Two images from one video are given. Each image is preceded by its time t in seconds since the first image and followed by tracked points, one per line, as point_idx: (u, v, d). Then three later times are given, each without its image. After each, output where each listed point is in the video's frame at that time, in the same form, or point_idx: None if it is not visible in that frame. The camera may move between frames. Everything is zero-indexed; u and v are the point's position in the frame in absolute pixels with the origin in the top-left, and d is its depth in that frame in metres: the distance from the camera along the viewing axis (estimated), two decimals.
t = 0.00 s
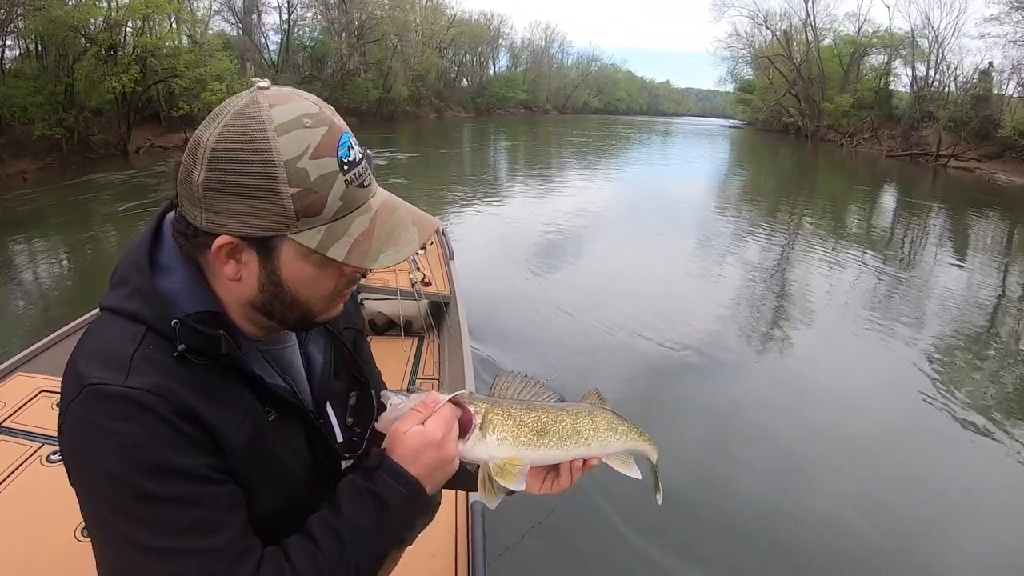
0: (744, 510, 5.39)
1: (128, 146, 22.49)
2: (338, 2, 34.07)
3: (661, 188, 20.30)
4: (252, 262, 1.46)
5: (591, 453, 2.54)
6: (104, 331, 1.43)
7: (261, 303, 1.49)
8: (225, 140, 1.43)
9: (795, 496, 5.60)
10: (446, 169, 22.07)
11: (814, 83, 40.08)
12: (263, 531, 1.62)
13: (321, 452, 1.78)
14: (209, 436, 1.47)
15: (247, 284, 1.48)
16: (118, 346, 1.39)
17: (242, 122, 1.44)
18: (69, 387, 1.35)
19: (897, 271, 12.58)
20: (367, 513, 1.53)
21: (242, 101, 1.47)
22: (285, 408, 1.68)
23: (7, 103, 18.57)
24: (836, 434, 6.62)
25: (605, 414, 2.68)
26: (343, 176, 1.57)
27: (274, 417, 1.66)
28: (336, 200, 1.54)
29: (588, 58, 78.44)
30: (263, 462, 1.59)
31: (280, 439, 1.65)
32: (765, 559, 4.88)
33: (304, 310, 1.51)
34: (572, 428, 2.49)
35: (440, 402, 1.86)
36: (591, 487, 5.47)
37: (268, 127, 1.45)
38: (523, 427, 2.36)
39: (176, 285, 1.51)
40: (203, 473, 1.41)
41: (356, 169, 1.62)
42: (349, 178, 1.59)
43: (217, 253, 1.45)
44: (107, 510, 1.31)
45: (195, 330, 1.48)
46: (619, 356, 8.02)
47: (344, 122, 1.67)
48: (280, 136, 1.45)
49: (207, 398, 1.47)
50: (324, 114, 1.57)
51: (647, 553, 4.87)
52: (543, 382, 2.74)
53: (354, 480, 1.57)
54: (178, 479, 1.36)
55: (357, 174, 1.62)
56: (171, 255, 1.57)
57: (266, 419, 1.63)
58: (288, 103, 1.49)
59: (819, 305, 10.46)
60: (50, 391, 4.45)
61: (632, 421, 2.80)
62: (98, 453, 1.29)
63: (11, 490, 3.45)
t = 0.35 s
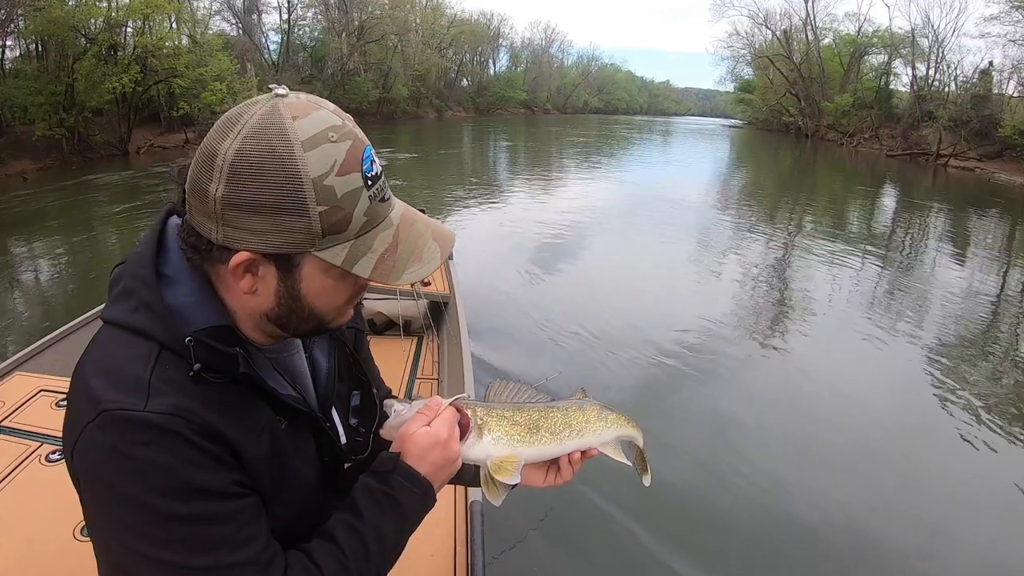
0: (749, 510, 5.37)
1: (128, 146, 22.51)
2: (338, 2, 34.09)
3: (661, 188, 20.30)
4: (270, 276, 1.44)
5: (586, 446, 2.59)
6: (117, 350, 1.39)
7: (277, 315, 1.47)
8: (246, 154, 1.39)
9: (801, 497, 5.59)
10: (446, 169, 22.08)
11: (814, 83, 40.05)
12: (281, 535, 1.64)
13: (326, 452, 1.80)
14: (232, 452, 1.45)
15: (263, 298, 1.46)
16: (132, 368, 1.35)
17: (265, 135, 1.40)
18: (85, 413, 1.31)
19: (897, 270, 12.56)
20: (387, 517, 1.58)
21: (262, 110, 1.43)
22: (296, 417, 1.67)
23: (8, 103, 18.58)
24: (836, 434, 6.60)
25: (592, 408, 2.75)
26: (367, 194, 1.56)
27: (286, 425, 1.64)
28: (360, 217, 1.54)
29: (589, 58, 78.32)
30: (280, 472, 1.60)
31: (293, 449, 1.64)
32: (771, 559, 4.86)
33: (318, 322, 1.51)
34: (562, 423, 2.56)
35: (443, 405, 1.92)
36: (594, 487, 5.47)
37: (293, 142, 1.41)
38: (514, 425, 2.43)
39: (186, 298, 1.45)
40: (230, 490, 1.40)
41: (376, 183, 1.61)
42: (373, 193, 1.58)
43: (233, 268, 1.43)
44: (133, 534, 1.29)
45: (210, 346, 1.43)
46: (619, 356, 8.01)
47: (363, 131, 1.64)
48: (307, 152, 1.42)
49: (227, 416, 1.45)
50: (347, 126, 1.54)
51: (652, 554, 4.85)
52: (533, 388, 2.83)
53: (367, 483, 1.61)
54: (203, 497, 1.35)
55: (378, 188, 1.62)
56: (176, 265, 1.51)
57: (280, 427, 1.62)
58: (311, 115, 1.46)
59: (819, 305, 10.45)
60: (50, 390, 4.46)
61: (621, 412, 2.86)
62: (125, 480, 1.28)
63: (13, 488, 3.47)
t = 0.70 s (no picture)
0: (753, 511, 5.36)
1: (129, 146, 22.55)
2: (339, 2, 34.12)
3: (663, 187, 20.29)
4: (282, 280, 1.43)
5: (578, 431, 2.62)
6: (125, 360, 1.37)
7: (287, 318, 1.46)
8: (265, 160, 1.38)
9: (804, 498, 5.58)
10: (447, 169, 22.06)
11: (814, 82, 40.02)
12: (289, 538, 1.65)
13: (329, 450, 1.80)
14: (244, 459, 1.45)
15: (273, 301, 1.45)
16: (143, 378, 1.34)
17: (284, 141, 1.40)
18: (96, 425, 1.29)
19: (899, 270, 12.54)
20: (397, 522, 1.59)
21: (281, 115, 1.42)
22: (303, 421, 1.66)
23: (10, 103, 18.60)
24: (839, 434, 6.59)
25: (578, 393, 2.76)
26: (382, 203, 1.57)
27: (295, 430, 1.64)
28: (374, 226, 1.55)
29: (590, 58, 78.22)
30: (289, 476, 1.60)
31: (302, 454, 1.64)
32: (775, 561, 4.85)
33: (327, 326, 1.51)
34: (549, 412, 2.57)
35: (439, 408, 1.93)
36: (595, 488, 5.46)
37: (313, 150, 1.41)
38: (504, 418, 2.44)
39: (194, 307, 1.44)
40: (242, 498, 1.40)
41: (389, 192, 1.62)
42: (386, 202, 1.59)
43: (245, 273, 1.41)
44: (148, 545, 1.28)
45: (219, 354, 1.43)
46: (620, 356, 8.01)
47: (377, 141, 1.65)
48: (329, 162, 1.43)
49: (237, 424, 1.44)
50: (363, 135, 1.55)
51: (655, 555, 4.85)
52: (521, 378, 2.84)
53: (375, 487, 1.61)
54: (216, 507, 1.34)
55: (391, 198, 1.63)
56: (182, 272, 1.49)
57: (289, 432, 1.62)
58: (331, 124, 1.46)
59: (821, 304, 10.44)
60: (49, 390, 4.46)
61: (607, 394, 2.88)
62: (139, 490, 1.27)
63: (12, 489, 3.47)
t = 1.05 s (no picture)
0: (754, 512, 5.36)
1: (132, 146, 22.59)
2: (342, 2, 34.11)
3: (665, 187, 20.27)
4: (284, 276, 1.43)
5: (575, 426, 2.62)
6: (125, 359, 1.37)
7: (289, 315, 1.46)
8: (267, 155, 1.39)
9: (806, 497, 5.58)
10: (448, 169, 22.08)
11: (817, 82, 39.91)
12: (289, 536, 1.64)
13: (329, 451, 1.80)
14: (244, 459, 1.45)
15: (275, 298, 1.44)
16: (143, 376, 1.34)
17: (288, 137, 1.40)
18: (96, 423, 1.29)
19: (901, 270, 12.53)
20: (396, 520, 1.58)
21: (283, 112, 1.43)
22: (303, 420, 1.66)
23: (13, 103, 18.67)
24: (841, 435, 6.58)
25: (574, 389, 2.74)
26: (383, 198, 1.57)
27: (295, 429, 1.64)
28: (376, 221, 1.55)
29: (592, 57, 78.10)
30: (289, 476, 1.60)
31: (302, 453, 1.65)
32: (777, 561, 4.86)
33: (326, 324, 1.50)
34: (544, 409, 2.55)
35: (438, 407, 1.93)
36: (596, 487, 5.47)
37: (316, 145, 1.42)
38: (497, 418, 2.43)
39: (195, 305, 1.44)
40: (241, 497, 1.40)
41: (391, 189, 1.63)
42: (388, 198, 1.60)
43: (247, 268, 1.41)
44: (149, 542, 1.28)
45: (220, 353, 1.42)
46: (622, 356, 8.01)
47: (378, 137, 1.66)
48: (330, 157, 1.43)
49: (238, 423, 1.44)
50: (365, 131, 1.56)
51: (655, 554, 4.86)
52: (517, 376, 2.84)
53: (375, 486, 1.61)
54: (218, 505, 1.35)
55: (392, 194, 1.63)
56: (184, 271, 1.49)
57: (289, 432, 1.61)
58: (333, 120, 1.47)
59: (823, 305, 10.43)
60: (49, 391, 4.47)
61: (605, 389, 2.85)
62: (139, 488, 1.27)
63: (12, 490, 3.48)
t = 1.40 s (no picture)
0: (756, 512, 5.35)
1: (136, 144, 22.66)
2: (346, 2, 34.13)
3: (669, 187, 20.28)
4: (286, 272, 1.44)
5: (571, 423, 2.64)
6: (125, 357, 1.38)
7: (291, 312, 1.46)
8: (268, 153, 1.39)
9: (807, 497, 5.58)
10: (452, 168, 22.11)
11: (821, 82, 39.81)
12: (289, 534, 1.64)
13: (329, 450, 1.79)
14: (244, 456, 1.45)
15: (277, 294, 1.45)
16: (144, 373, 1.35)
17: (288, 135, 1.41)
18: (96, 421, 1.30)
19: (905, 271, 12.52)
20: (394, 518, 1.58)
21: (282, 110, 1.43)
22: (302, 418, 1.66)
23: (18, 102, 18.80)
24: (843, 435, 6.57)
25: (568, 385, 2.74)
26: (382, 193, 1.57)
27: (294, 426, 1.64)
28: (376, 216, 1.55)
29: (596, 57, 77.97)
30: (288, 473, 1.61)
31: (301, 451, 1.65)
32: (778, 562, 4.86)
33: (328, 319, 1.49)
34: (539, 407, 2.55)
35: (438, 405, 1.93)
36: (596, 487, 5.47)
37: (316, 143, 1.42)
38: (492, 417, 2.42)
39: (196, 304, 1.44)
40: (242, 494, 1.40)
41: (390, 186, 1.63)
42: (387, 195, 1.59)
43: (250, 264, 1.41)
44: (150, 541, 1.29)
45: (220, 350, 1.43)
46: (624, 356, 8.00)
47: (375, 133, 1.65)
48: (330, 153, 1.43)
49: (237, 419, 1.44)
50: (363, 128, 1.56)
51: (656, 554, 4.88)
52: (512, 374, 2.84)
53: (375, 484, 1.61)
54: (217, 501, 1.35)
55: (391, 190, 1.63)
56: (185, 270, 1.50)
57: (288, 428, 1.61)
58: (332, 118, 1.47)
59: (828, 305, 10.43)
60: (49, 391, 4.48)
61: (599, 385, 2.85)
62: (139, 484, 1.27)
63: (12, 490, 3.49)
